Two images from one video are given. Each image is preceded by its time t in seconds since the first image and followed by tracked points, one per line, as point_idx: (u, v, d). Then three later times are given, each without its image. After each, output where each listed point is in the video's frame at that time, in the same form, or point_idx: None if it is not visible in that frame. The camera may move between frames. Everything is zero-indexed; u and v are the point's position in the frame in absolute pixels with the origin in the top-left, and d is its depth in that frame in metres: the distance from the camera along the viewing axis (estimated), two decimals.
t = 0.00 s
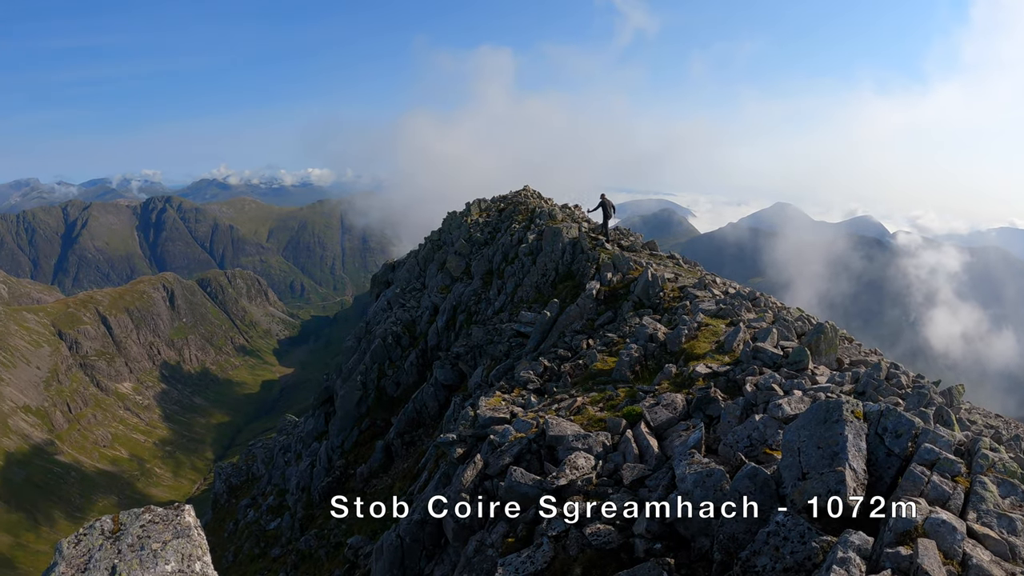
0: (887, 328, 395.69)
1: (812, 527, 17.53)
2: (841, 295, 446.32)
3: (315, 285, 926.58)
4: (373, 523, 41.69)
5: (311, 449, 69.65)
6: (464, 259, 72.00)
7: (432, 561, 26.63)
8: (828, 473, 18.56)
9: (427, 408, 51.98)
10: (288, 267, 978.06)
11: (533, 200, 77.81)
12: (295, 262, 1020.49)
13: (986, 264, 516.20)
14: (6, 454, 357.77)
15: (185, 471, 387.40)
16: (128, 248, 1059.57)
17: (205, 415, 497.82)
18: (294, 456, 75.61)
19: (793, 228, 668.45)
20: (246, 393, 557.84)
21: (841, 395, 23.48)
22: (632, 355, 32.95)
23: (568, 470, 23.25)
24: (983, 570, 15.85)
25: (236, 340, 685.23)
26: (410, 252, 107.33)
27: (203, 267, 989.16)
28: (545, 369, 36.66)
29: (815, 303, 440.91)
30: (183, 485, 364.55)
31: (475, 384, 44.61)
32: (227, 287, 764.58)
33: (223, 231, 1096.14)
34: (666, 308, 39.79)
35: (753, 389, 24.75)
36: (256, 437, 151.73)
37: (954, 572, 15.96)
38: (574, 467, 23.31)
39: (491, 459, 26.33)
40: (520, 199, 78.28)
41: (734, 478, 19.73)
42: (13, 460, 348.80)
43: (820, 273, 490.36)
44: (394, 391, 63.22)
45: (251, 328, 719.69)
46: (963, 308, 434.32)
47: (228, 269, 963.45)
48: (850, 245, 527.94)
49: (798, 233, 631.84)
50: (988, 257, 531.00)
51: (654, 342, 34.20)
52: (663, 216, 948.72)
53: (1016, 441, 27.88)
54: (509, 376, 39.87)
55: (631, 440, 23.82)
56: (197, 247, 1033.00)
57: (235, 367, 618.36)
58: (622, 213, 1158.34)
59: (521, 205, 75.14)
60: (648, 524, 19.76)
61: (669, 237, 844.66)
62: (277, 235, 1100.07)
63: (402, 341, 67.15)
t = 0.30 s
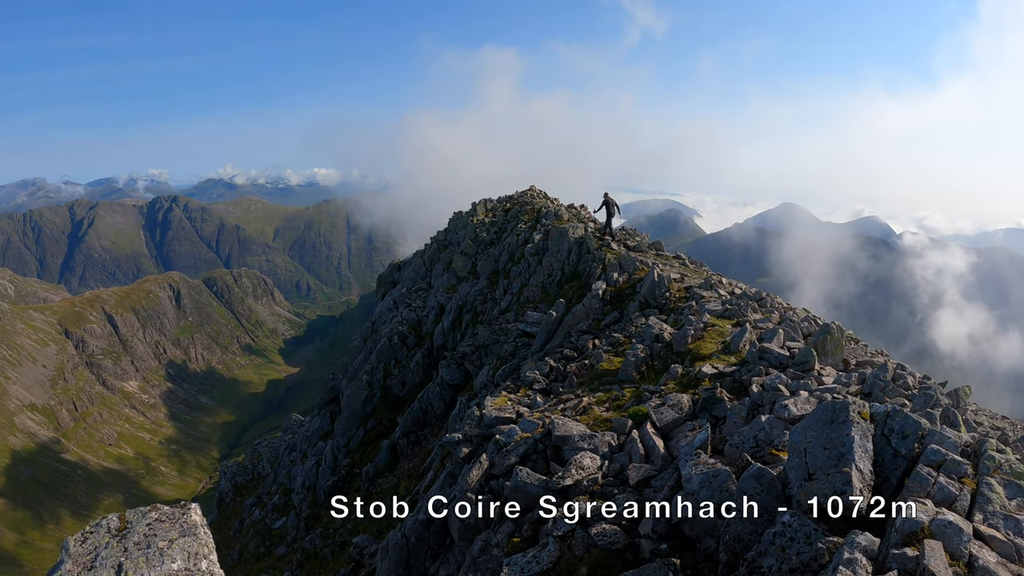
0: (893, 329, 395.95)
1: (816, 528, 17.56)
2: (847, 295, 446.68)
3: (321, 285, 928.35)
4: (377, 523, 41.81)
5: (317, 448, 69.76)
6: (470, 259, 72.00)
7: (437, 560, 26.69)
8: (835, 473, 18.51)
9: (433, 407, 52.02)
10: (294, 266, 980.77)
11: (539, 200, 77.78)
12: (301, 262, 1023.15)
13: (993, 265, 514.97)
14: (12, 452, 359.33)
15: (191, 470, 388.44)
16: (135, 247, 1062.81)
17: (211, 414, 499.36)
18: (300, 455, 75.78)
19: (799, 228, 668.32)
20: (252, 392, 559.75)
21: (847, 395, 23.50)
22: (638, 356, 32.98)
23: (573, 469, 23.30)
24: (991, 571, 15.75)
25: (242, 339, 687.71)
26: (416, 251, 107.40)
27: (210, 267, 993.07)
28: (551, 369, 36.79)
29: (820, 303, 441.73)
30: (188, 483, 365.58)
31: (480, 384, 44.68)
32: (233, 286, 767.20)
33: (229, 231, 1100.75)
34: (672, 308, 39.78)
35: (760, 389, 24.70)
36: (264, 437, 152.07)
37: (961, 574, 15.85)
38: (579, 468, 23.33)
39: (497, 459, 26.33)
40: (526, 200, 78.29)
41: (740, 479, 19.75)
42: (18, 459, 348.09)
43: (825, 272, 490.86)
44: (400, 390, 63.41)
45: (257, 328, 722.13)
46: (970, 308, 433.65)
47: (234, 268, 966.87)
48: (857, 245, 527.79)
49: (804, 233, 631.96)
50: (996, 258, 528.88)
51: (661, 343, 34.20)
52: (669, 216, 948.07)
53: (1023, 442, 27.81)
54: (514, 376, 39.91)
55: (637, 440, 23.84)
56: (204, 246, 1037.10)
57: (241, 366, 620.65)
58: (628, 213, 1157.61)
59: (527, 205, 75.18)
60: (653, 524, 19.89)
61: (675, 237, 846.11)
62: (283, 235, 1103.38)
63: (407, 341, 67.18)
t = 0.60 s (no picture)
0: (898, 330, 395.31)
1: (821, 530, 17.49)
2: (853, 295, 446.14)
3: (327, 284, 929.79)
4: (382, 522, 41.93)
5: (322, 447, 69.95)
6: (476, 259, 72.07)
7: (442, 560, 26.76)
8: (840, 474, 18.55)
9: (438, 407, 52.09)
10: (299, 266, 983.01)
11: (545, 200, 77.77)
12: (306, 261, 1025.08)
13: (1000, 266, 513.25)
14: (17, 450, 360.50)
15: (196, 468, 389.35)
16: (141, 246, 1065.60)
17: (217, 413, 500.86)
18: (304, 455, 75.93)
19: (805, 228, 667.38)
20: (257, 392, 561.26)
21: (853, 396, 23.45)
22: (643, 356, 33.06)
23: (579, 470, 23.30)
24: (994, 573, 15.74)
25: (247, 338, 689.78)
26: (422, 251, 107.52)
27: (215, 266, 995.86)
28: (557, 369, 36.76)
29: (826, 303, 441.40)
30: (193, 482, 366.61)
31: (486, 384, 44.65)
32: (238, 286, 769.49)
33: (235, 230, 1104.07)
34: (678, 309, 39.78)
35: (766, 390, 24.69)
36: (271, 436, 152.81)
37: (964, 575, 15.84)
38: (585, 468, 23.37)
39: (502, 459, 26.39)
40: (532, 200, 78.36)
41: (745, 480, 19.76)
42: (24, 457, 349.85)
43: (831, 272, 490.36)
44: (405, 390, 63.47)
45: (263, 327, 724.10)
46: (977, 309, 432.44)
47: (240, 268, 969.27)
48: (862, 245, 527.30)
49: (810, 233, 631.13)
50: (1004, 259, 527.12)
51: (667, 343, 34.15)
52: (674, 216, 947.41)
53: None
54: (520, 376, 39.90)
55: (642, 441, 23.89)
56: (210, 246, 1040.64)
57: (247, 365, 622.52)
58: (633, 213, 1157.23)
59: (533, 205, 75.23)
60: (658, 525, 19.85)
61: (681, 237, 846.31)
62: (288, 234, 1106.00)
63: (413, 340, 67.35)
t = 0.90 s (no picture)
0: (903, 331, 394.69)
1: (827, 531, 17.48)
2: (858, 295, 445.50)
3: (332, 284, 932.28)
4: (386, 522, 42.02)
5: (327, 446, 70.11)
6: (481, 258, 72.11)
7: (446, 560, 26.83)
8: (847, 475, 18.48)
9: (443, 407, 52.13)
10: (305, 265, 985.73)
11: (550, 200, 77.71)
12: (312, 261, 1027.90)
13: (1006, 266, 511.54)
14: (23, 449, 362.39)
15: (200, 467, 390.34)
16: (147, 245, 1069.49)
17: (222, 412, 502.52)
18: (309, 454, 76.11)
19: (811, 228, 666.62)
20: (262, 391, 563.18)
21: (860, 398, 23.36)
22: (648, 356, 33.09)
23: (584, 469, 23.35)
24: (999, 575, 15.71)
25: (252, 337, 691.98)
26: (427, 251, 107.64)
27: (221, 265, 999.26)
28: (562, 369, 36.86)
29: (831, 303, 440.96)
30: (198, 481, 367.53)
31: (491, 384, 44.66)
32: (244, 285, 772.05)
33: (241, 230, 1107.78)
34: (683, 309, 39.80)
35: (771, 391, 24.70)
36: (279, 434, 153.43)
37: None
38: (590, 468, 23.38)
39: (507, 459, 26.42)
40: (537, 200, 78.33)
41: (751, 481, 19.75)
42: (30, 456, 351.45)
43: (836, 273, 489.84)
44: (410, 389, 63.51)
45: (268, 326, 726.20)
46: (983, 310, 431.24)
47: (245, 267, 971.78)
48: (868, 246, 527.11)
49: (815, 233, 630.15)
50: (1010, 259, 525.55)
51: (672, 344, 34.19)
52: (680, 216, 946.99)
53: None
54: (525, 376, 39.95)
55: (647, 442, 23.90)
56: (215, 246, 1044.24)
57: (252, 364, 624.78)
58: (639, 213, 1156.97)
59: (538, 205, 75.22)
60: (663, 526, 19.85)
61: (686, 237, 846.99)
62: (294, 234, 1109.10)
63: (418, 340, 67.38)
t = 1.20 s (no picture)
0: (908, 331, 393.73)
1: (831, 531, 17.49)
2: (863, 295, 444.44)
3: (338, 283, 933.93)
4: (391, 521, 42.07)
5: (332, 445, 70.33)
6: (487, 258, 72.19)
7: (451, 559, 26.90)
8: (852, 476, 18.47)
9: (448, 406, 52.18)
10: (311, 264, 987.67)
11: (555, 200, 77.73)
12: (317, 260, 1029.81)
13: (1013, 267, 509.30)
14: (29, 446, 363.96)
15: (206, 465, 391.44)
16: (153, 245, 1072.23)
17: (227, 411, 504.13)
18: (314, 452, 76.27)
19: (816, 228, 665.46)
20: (267, 389, 564.76)
21: (864, 398, 23.43)
22: (654, 356, 33.09)
23: (589, 469, 23.33)
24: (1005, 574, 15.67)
25: (258, 336, 693.63)
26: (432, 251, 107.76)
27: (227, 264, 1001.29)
28: (567, 369, 36.95)
29: (836, 303, 439.92)
30: (203, 480, 368.77)
31: (496, 384, 44.67)
32: (249, 284, 773.63)
33: (246, 229, 1111.00)
34: (688, 309, 39.77)
35: (777, 391, 24.69)
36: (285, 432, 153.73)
37: None
38: (595, 468, 23.36)
39: (512, 458, 26.45)
40: (543, 200, 78.32)
41: (755, 481, 19.78)
42: (36, 454, 352.86)
43: (841, 273, 488.72)
44: (415, 388, 63.62)
45: (274, 325, 727.71)
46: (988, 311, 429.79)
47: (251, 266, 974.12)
48: (874, 246, 525.92)
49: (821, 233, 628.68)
50: (1017, 260, 523.89)
51: (677, 344, 34.19)
52: (686, 216, 945.78)
53: None
54: (530, 375, 40.04)
55: (653, 442, 23.89)
56: (221, 245, 1046.35)
57: (257, 363, 626.62)
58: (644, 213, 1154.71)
59: (544, 205, 75.23)
60: (668, 526, 19.85)
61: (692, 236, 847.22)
62: (299, 233, 1111.41)
63: (423, 340, 67.51)
